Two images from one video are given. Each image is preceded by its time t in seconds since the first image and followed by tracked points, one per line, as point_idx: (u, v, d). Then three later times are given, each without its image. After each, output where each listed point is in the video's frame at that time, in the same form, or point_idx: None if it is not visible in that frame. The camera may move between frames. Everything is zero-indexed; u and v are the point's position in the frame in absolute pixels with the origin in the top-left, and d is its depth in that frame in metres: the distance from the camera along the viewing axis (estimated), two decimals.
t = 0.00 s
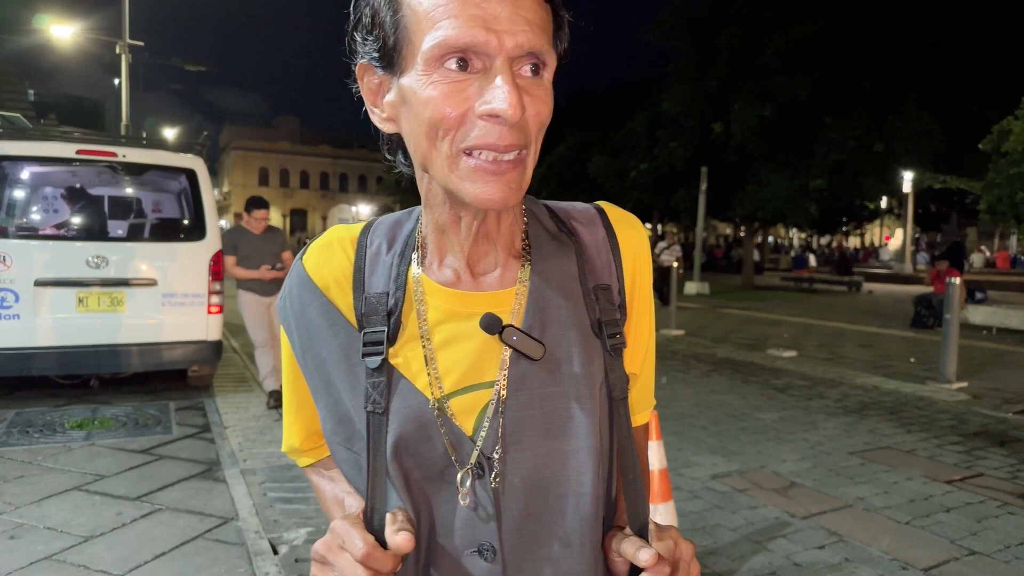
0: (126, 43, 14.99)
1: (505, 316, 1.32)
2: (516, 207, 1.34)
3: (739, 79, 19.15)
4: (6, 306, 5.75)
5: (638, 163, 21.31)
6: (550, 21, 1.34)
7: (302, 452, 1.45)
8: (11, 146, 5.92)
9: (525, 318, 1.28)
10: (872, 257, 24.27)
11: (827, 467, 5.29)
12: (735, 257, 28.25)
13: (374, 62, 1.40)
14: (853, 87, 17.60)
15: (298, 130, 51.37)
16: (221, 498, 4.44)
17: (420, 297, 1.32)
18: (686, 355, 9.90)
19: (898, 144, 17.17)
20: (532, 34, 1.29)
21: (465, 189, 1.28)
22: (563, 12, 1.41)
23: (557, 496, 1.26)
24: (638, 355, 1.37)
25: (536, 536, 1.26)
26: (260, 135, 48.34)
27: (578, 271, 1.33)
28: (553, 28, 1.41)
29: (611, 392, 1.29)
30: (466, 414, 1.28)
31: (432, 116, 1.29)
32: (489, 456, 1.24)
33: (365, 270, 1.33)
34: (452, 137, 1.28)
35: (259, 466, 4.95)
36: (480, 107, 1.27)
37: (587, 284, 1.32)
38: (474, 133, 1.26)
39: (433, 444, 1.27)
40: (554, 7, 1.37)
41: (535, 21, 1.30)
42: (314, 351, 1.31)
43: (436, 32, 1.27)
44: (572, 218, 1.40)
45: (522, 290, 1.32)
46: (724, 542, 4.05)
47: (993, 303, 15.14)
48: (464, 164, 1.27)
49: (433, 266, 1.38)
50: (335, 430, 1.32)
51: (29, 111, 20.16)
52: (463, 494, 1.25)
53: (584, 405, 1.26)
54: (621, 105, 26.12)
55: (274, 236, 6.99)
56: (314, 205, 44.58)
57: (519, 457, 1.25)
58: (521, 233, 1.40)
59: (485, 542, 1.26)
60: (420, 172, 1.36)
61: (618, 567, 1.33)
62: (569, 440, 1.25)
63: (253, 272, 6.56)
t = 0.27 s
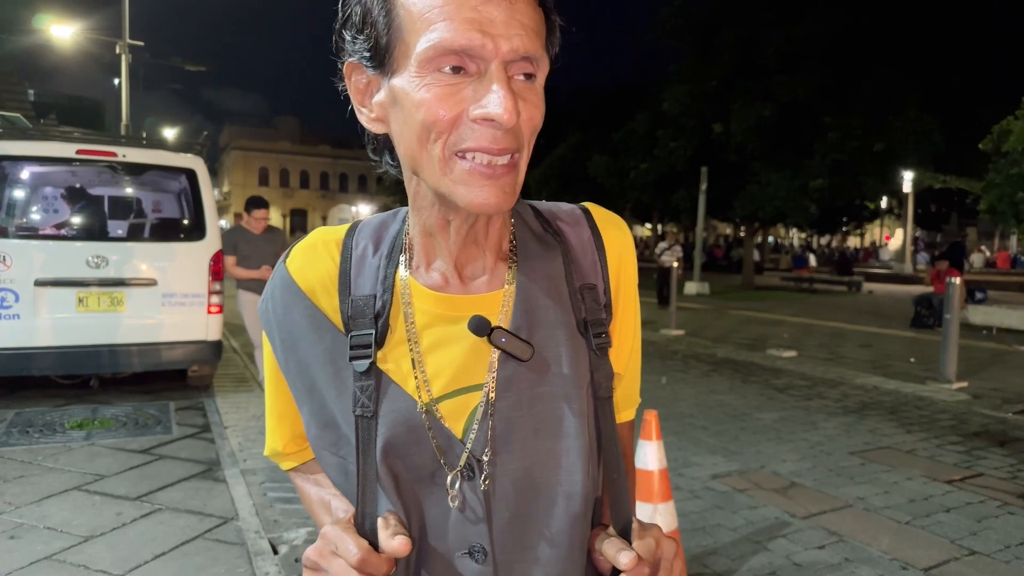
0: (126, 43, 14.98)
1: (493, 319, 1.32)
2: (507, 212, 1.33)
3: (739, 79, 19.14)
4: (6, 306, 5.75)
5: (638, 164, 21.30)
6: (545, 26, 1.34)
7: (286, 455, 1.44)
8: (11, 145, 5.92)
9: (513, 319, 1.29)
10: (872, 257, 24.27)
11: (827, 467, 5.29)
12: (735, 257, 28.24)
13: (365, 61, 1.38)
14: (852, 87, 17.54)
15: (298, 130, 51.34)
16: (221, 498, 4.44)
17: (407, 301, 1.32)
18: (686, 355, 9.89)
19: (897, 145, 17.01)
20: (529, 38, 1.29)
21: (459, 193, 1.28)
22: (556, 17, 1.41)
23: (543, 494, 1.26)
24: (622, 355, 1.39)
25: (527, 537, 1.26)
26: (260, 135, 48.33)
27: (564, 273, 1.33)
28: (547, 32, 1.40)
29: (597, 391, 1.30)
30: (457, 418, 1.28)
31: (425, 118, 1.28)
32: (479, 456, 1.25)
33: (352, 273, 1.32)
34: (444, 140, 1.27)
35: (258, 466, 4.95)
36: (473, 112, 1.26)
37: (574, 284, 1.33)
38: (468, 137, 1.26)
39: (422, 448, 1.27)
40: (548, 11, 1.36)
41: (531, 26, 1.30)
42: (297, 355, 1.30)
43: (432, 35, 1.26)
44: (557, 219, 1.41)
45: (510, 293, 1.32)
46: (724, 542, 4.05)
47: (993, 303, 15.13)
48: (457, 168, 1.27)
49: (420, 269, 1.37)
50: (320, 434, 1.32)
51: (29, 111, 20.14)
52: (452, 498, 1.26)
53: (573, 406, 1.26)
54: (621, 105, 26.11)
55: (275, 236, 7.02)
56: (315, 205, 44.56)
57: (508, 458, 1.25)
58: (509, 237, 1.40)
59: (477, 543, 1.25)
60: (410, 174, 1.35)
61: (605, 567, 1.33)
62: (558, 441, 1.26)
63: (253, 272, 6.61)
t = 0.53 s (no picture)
0: (126, 43, 15.01)
1: (484, 339, 1.26)
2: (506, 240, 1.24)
3: (739, 79, 19.14)
4: (6, 306, 5.75)
5: (638, 163, 21.30)
6: (533, 41, 1.27)
7: (263, 473, 1.36)
8: (11, 145, 5.92)
9: (504, 339, 1.25)
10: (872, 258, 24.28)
11: (827, 467, 5.29)
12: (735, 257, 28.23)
13: (346, 85, 1.25)
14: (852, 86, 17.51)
15: (298, 130, 51.36)
16: (221, 498, 4.43)
17: (396, 322, 1.25)
18: (686, 355, 9.88)
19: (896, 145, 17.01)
20: (522, 57, 1.21)
21: (465, 226, 1.16)
22: (538, 30, 1.34)
23: (538, 504, 1.22)
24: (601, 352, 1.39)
25: (525, 549, 1.21)
26: (261, 135, 48.36)
27: (552, 284, 1.30)
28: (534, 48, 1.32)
29: (585, 398, 1.29)
30: (449, 439, 1.24)
31: (424, 147, 1.16)
32: (473, 472, 1.21)
33: (334, 300, 1.23)
34: (446, 168, 1.16)
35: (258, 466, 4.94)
36: (475, 137, 1.17)
37: (562, 295, 1.30)
38: (473, 164, 1.16)
39: (413, 472, 1.21)
40: (533, 25, 1.29)
41: (523, 42, 1.22)
42: (278, 385, 1.22)
43: (428, 57, 1.16)
44: (537, 226, 1.37)
45: (501, 312, 1.27)
46: (724, 542, 4.04)
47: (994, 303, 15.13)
48: (462, 200, 1.16)
49: (408, 294, 1.28)
50: (304, 464, 1.23)
51: (29, 111, 20.16)
52: (446, 520, 1.21)
53: (566, 415, 1.24)
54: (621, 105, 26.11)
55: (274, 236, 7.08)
56: (315, 205, 44.61)
57: (502, 475, 1.21)
58: (499, 260, 1.32)
59: (473, 558, 1.21)
60: (403, 206, 1.23)
61: (595, 562, 1.34)
62: (554, 453, 1.23)
63: (254, 271, 6.71)
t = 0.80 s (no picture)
0: (126, 43, 15.02)
1: (505, 341, 1.24)
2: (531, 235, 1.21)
3: (740, 79, 19.14)
4: (6, 306, 5.75)
5: (638, 163, 21.32)
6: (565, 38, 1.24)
7: (272, 483, 1.30)
8: (10, 145, 5.92)
9: (524, 339, 1.23)
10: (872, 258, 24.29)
11: (827, 467, 5.28)
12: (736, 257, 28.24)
13: (375, 77, 1.21)
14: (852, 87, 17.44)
15: (298, 131, 51.41)
16: (221, 498, 4.43)
17: (415, 324, 1.23)
18: (686, 355, 9.88)
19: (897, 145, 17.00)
20: (556, 50, 1.18)
21: (495, 220, 1.13)
22: (570, 27, 1.31)
23: (556, 512, 1.20)
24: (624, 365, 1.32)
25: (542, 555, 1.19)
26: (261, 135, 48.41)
27: (573, 287, 1.27)
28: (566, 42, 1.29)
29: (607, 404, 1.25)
30: (468, 445, 1.21)
31: (456, 139, 1.13)
32: (490, 478, 1.18)
33: (353, 298, 1.20)
34: (478, 161, 1.13)
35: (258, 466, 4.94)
36: (509, 130, 1.13)
37: (584, 298, 1.26)
38: (506, 158, 1.12)
39: (430, 477, 1.18)
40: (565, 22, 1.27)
41: (557, 37, 1.19)
42: (292, 387, 1.19)
43: (462, 49, 1.13)
44: (559, 229, 1.34)
45: (522, 312, 1.25)
46: (724, 542, 4.04)
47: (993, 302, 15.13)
48: (495, 191, 1.13)
49: (428, 293, 1.27)
50: (316, 468, 1.19)
51: (29, 111, 20.19)
52: (459, 524, 1.18)
53: (587, 421, 1.21)
54: (621, 105, 26.12)
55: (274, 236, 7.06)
56: (315, 205, 44.67)
57: (520, 480, 1.18)
58: (519, 258, 1.31)
59: (492, 565, 1.19)
60: (430, 199, 1.19)
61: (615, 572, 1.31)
62: (572, 460, 1.20)
63: (253, 272, 6.66)
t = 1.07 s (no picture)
0: (125, 43, 15.01)
1: (550, 335, 1.24)
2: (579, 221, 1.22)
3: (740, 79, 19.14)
4: (6, 306, 5.75)
5: (638, 164, 21.36)
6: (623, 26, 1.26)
7: (317, 481, 1.31)
8: (10, 146, 5.92)
9: (571, 335, 1.22)
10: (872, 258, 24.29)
11: (827, 467, 5.28)
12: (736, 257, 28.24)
13: (433, 55, 1.23)
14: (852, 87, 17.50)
15: (298, 131, 51.40)
16: (221, 498, 4.43)
17: (459, 319, 1.23)
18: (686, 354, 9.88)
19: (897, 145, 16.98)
20: (613, 37, 1.20)
21: (543, 201, 1.14)
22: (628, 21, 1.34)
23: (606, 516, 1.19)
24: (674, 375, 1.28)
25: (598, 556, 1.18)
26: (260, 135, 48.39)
27: (620, 285, 1.26)
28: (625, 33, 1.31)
29: (658, 408, 1.23)
30: (516, 443, 1.20)
31: (508, 119, 1.15)
32: (537, 481, 1.17)
33: (398, 284, 1.22)
34: (531, 140, 1.14)
35: (258, 466, 4.94)
36: (565, 110, 1.15)
37: (631, 296, 1.25)
38: (558, 137, 1.14)
39: (478, 474, 1.18)
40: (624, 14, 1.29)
41: (615, 23, 1.22)
42: (339, 377, 1.20)
43: (522, 27, 1.15)
44: (609, 225, 1.33)
45: (568, 308, 1.24)
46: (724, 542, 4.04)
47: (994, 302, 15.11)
48: (547, 172, 1.14)
49: (472, 282, 1.28)
50: (362, 458, 1.21)
51: (28, 111, 20.18)
52: (515, 526, 1.17)
53: (637, 425, 1.20)
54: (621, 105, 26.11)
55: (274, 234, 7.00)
56: (314, 205, 44.68)
57: (569, 483, 1.18)
58: (566, 249, 1.31)
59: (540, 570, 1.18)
60: (479, 180, 1.20)
61: None
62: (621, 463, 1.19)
63: (253, 272, 6.57)
